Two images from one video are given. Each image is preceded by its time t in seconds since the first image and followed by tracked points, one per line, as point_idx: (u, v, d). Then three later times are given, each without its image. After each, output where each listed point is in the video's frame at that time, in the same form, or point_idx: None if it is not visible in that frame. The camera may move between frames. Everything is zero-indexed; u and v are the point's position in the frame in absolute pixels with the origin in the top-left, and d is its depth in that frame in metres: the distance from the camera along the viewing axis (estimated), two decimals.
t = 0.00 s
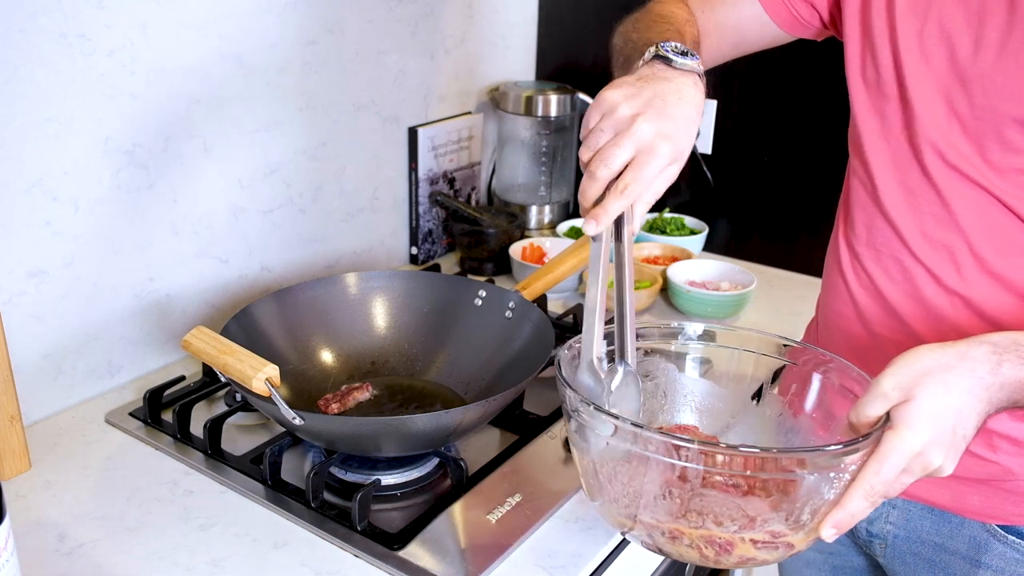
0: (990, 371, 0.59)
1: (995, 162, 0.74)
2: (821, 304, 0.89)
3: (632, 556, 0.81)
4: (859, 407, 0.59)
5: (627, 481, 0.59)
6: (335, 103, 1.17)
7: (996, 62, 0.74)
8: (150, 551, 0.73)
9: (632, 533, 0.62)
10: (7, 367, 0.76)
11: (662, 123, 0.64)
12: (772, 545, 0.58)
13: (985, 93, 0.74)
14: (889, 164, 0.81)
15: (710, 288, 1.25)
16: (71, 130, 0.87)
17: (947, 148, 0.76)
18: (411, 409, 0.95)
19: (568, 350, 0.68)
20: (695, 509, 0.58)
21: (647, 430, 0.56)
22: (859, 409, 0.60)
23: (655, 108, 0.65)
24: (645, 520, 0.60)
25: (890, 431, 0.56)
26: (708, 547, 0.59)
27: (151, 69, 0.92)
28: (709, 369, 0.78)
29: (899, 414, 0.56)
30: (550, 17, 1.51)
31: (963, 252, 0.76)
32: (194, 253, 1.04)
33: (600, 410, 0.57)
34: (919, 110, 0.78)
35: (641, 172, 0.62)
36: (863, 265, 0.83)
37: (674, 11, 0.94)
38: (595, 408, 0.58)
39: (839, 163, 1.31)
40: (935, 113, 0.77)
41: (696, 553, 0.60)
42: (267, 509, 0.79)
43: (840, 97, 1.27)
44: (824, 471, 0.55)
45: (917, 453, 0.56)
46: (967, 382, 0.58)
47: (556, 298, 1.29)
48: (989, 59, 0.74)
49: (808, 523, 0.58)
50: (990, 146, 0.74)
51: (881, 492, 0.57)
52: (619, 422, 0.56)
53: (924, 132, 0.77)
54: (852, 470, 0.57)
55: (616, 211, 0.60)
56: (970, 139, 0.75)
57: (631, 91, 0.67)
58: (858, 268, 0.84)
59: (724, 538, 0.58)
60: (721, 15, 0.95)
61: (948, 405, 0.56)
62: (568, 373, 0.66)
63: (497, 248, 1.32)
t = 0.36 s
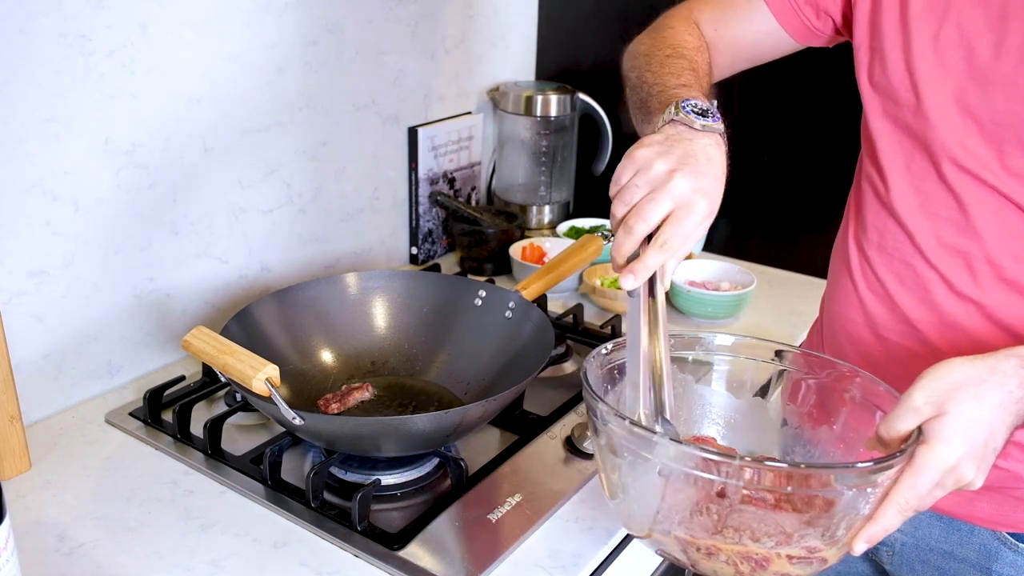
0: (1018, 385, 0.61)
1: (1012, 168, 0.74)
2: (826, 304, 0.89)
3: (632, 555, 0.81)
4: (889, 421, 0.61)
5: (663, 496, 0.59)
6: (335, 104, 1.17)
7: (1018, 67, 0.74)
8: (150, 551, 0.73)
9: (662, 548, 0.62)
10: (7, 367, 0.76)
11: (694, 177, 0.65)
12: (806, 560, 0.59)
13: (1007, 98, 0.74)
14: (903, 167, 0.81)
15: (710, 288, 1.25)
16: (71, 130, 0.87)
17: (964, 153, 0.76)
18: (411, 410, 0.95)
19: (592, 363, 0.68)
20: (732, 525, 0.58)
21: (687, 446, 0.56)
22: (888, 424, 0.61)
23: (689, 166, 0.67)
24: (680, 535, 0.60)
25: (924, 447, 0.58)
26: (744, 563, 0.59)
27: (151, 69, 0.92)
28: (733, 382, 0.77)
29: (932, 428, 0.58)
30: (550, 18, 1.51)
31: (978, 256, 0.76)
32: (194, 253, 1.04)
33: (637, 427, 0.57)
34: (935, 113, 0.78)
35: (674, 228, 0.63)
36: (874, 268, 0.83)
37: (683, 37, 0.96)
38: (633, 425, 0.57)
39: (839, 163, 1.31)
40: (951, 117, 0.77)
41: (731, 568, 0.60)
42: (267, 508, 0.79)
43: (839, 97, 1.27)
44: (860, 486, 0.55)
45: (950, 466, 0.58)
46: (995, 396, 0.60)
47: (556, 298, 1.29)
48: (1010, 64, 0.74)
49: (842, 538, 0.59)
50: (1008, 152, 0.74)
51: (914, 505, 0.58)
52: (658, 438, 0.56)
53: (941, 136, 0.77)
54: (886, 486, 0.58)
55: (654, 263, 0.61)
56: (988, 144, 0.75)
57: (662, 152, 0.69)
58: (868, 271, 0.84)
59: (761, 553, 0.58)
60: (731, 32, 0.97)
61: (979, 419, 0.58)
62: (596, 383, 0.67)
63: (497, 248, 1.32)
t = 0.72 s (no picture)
0: None
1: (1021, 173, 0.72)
2: (834, 307, 0.89)
3: (630, 556, 0.81)
4: (932, 440, 0.59)
5: (724, 541, 0.55)
6: (335, 104, 1.17)
7: None
8: (150, 551, 0.73)
9: None
10: (7, 366, 0.76)
11: (719, 184, 0.73)
12: None
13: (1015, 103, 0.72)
14: (909, 174, 0.80)
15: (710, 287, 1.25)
16: (71, 129, 0.87)
17: (969, 158, 0.75)
18: (410, 411, 0.95)
19: (631, 388, 0.66)
20: (797, 568, 0.53)
21: (753, 492, 0.51)
22: (931, 444, 0.59)
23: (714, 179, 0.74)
24: None
25: (974, 470, 0.58)
26: None
27: (151, 69, 0.92)
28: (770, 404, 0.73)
29: (980, 451, 0.57)
30: (549, 18, 1.51)
31: (987, 263, 0.74)
32: (194, 253, 1.04)
33: (697, 473, 0.53)
34: (940, 120, 0.77)
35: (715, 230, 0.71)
36: (882, 272, 0.83)
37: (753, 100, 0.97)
38: (691, 471, 0.54)
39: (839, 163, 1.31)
40: (957, 122, 0.76)
41: None
42: (266, 508, 0.79)
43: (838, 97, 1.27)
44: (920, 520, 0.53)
45: (999, 486, 0.58)
46: None
47: (556, 298, 1.29)
48: (1017, 66, 0.72)
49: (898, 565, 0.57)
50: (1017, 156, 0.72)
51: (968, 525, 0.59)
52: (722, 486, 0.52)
53: (945, 142, 0.76)
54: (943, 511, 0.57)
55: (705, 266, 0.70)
56: (994, 148, 0.74)
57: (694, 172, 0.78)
58: (877, 276, 0.84)
59: None
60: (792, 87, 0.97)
61: None
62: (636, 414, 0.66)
63: (496, 248, 1.32)
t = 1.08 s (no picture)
0: None
1: (1015, 177, 0.72)
2: (835, 313, 0.89)
3: (629, 558, 0.81)
4: (937, 459, 0.58)
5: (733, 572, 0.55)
6: (335, 104, 1.17)
7: (1015, 74, 0.71)
8: (150, 552, 0.73)
9: None
10: (7, 366, 0.76)
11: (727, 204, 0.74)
12: None
13: (1007, 108, 0.72)
14: (905, 179, 0.80)
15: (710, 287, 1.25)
16: (71, 130, 0.87)
17: (962, 163, 0.75)
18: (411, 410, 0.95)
19: (636, 417, 0.65)
20: None
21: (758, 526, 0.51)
22: (936, 463, 0.59)
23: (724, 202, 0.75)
24: None
25: (981, 489, 0.57)
26: None
27: (151, 70, 0.92)
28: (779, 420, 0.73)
29: (986, 470, 0.56)
30: (549, 17, 1.51)
31: (982, 267, 0.74)
32: (194, 252, 1.04)
33: (702, 508, 0.53)
34: (933, 125, 0.77)
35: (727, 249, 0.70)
36: (880, 277, 0.83)
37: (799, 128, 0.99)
38: (695, 505, 0.53)
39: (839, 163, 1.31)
40: (951, 128, 0.76)
41: None
42: (266, 508, 0.79)
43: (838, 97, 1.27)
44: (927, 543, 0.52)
45: (1004, 505, 0.57)
46: None
47: (556, 298, 1.29)
48: (1009, 71, 0.72)
49: None
50: (1010, 161, 0.72)
51: (972, 546, 0.58)
52: (729, 520, 0.52)
53: (938, 148, 0.76)
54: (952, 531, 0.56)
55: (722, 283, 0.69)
56: (987, 153, 0.74)
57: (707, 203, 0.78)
58: (876, 281, 0.83)
59: None
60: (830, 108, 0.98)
61: None
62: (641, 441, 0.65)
63: (497, 248, 1.32)
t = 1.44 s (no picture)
0: None
1: (1008, 178, 0.72)
2: (828, 310, 0.89)
3: (628, 558, 0.81)
4: (918, 455, 0.58)
5: (709, 560, 0.55)
6: (335, 104, 1.17)
7: (1011, 74, 0.71)
8: (150, 551, 0.73)
9: None
10: (7, 366, 0.76)
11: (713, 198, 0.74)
12: None
13: (1002, 107, 0.72)
14: (898, 178, 0.80)
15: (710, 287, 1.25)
16: (71, 130, 0.87)
17: (957, 162, 0.75)
18: (411, 410, 0.95)
19: (620, 403, 0.66)
20: None
21: (735, 516, 0.51)
22: (918, 459, 0.58)
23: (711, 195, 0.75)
24: None
25: (959, 486, 0.56)
26: None
27: (151, 70, 0.92)
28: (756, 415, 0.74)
29: (966, 467, 0.56)
30: (549, 17, 1.51)
31: (974, 267, 0.74)
32: (194, 252, 1.04)
33: (681, 495, 0.53)
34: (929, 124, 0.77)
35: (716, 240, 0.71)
36: (873, 276, 0.83)
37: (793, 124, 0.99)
38: (675, 492, 0.53)
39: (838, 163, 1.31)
40: (946, 127, 0.76)
41: None
42: (267, 508, 0.79)
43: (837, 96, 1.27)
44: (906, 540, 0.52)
45: (984, 504, 0.57)
46: None
47: (556, 298, 1.29)
48: (1005, 70, 0.72)
49: None
50: (1004, 161, 0.72)
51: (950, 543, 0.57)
52: (706, 509, 0.52)
53: (933, 146, 0.76)
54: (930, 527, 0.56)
55: (710, 274, 0.69)
56: (982, 153, 0.74)
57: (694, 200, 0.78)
58: (869, 279, 0.83)
59: None
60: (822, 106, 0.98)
61: (1012, 454, 0.56)
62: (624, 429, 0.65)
63: (497, 248, 1.32)
